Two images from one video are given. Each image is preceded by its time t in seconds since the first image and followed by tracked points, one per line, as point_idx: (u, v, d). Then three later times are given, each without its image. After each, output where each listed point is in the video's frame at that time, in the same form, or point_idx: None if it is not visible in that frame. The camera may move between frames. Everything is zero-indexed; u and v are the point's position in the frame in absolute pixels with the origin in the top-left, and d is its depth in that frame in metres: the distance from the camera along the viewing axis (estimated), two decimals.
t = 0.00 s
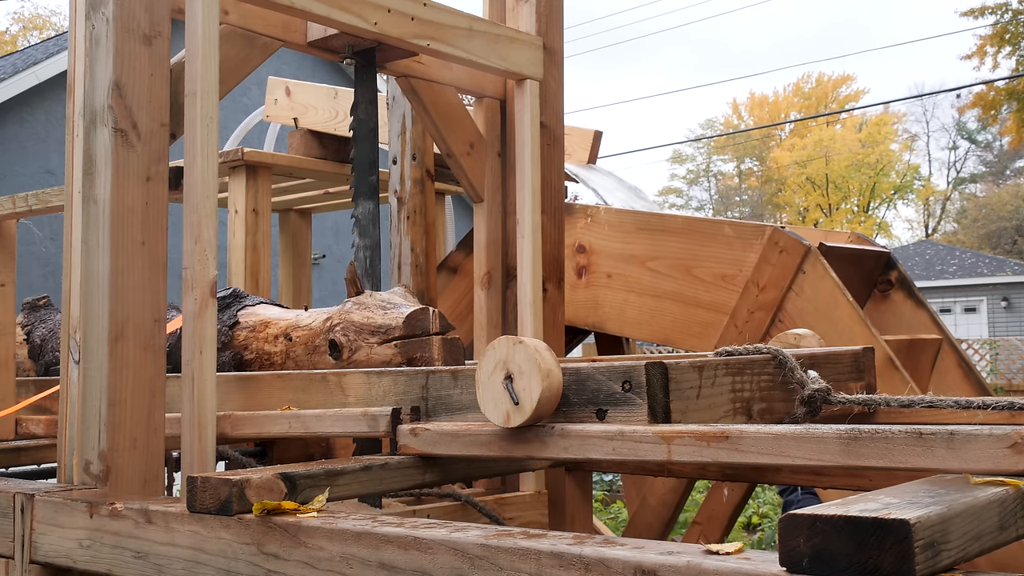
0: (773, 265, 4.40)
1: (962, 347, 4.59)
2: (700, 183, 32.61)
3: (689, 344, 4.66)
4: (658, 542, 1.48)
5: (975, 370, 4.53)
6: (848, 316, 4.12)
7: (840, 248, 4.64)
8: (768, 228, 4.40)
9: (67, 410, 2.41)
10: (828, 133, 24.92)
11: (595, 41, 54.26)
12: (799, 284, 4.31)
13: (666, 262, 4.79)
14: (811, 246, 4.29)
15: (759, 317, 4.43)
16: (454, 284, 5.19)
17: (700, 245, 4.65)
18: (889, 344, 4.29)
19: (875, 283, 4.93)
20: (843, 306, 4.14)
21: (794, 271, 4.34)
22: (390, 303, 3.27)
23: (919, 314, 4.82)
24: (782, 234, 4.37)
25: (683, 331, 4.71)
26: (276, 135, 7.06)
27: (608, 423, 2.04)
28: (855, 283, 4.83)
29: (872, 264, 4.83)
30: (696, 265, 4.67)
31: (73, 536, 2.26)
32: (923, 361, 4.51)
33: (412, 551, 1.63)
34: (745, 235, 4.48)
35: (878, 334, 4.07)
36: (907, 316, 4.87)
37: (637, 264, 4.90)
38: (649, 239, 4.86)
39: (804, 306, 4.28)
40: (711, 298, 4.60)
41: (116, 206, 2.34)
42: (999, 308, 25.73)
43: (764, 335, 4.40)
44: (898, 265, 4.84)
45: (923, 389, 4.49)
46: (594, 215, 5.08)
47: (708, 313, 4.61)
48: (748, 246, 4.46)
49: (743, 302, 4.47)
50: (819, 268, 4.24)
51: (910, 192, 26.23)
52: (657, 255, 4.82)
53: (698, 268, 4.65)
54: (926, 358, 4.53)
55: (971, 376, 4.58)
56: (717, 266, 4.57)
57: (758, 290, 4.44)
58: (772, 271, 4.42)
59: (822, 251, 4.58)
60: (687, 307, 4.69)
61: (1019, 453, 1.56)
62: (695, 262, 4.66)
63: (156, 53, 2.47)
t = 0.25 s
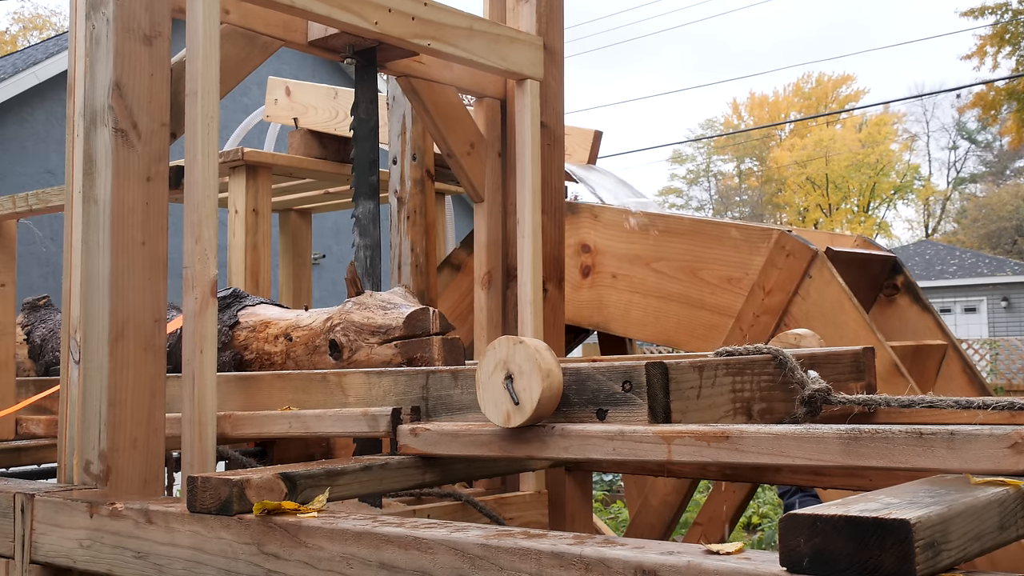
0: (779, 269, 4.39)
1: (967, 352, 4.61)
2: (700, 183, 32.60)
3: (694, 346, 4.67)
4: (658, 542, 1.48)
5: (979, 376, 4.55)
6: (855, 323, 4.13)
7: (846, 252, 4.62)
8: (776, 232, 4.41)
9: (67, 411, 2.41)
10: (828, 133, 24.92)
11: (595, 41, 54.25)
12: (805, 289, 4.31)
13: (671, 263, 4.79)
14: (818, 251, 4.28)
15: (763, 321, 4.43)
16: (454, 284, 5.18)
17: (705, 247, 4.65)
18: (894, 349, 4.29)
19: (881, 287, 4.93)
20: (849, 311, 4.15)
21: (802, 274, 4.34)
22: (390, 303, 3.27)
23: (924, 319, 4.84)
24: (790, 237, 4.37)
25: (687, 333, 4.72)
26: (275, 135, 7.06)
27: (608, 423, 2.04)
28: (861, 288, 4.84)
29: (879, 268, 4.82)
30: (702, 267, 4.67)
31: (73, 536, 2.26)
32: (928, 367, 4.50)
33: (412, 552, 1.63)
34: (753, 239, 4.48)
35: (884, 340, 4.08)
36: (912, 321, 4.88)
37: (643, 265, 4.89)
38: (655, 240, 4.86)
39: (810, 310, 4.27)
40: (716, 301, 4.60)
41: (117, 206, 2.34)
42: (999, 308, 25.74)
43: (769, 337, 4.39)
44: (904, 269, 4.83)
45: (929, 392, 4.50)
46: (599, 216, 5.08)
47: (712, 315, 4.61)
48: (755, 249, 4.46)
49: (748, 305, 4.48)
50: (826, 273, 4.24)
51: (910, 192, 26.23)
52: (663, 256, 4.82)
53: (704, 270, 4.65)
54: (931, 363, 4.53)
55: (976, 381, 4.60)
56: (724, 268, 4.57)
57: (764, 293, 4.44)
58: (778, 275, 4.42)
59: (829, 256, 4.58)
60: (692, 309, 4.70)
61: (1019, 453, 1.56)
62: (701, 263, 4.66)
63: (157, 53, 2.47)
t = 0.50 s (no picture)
0: (782, 270, 4.37)
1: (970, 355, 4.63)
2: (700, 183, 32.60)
3: (698, 348, 4.67)
4: (658, 542, 1.48)
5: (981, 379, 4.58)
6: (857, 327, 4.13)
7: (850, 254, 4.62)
8: (779, 233, 4.39)
9: (67, 411, 2.41)
10: (828, 133, 24.92)
11: (595, 41, 54.23)
12: (808, 291, 4.28)
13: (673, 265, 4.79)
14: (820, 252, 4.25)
15: (765, 323, 4.42)
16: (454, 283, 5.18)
17: (709, 249, 4.66)
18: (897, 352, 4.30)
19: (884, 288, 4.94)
20: (853, 315, 4.14)
21: (805, 276, 4.30)
22: (390, 303, 3.26)
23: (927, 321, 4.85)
24: (792, 239, 4.35)
25: (691, 335, 4.73)
26: (275, 135, 7.06)
27: (607, 423, 2.03)
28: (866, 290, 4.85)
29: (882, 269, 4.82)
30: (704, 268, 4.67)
31: (73, 536, 2.26)
32: (929, 370, 4.52)
33: (412, 552, 1.63)
34: (756, 240, 4.47)
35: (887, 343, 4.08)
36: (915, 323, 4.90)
37: (646, 266, 4.90)
38: (659, 240, 4.86)
39: (814, 313, 4.25)
40: (718, 302, 4.60)
41: (117, 206, 2.34)
42: (999, 308, 25.75)
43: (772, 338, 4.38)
44: (908, 271, 4.82)
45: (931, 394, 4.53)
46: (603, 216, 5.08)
47: (715, 316, 4.61)
48: (759, 250, 4.45)
49: (751, 306, 4.46)
50: (830, 275, 4.22)
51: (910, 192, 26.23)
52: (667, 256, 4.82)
53: (706, 271, 4.66)
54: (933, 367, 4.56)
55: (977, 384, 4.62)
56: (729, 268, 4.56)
57: (767, 295, 4.41)
58: (781, 277, 4.39)
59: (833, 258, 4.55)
60: (695, 311, 4.70)
61: (1019, 453, 1.55)
62: (705, 265, 4.66)
63: (156, 53, 2.47)
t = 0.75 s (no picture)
0: (782, 271, 4.37)
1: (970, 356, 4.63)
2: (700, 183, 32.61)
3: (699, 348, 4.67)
4: (658, 542, 1.48)
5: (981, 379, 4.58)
6: (857, 328, 4.14)
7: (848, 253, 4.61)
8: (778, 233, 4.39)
9: (67, 411, 2.41)
10: (828, 133, 24.92)
11: (595, 41, 54.23)
12: (807, 291, 4.29)
13: (674, 265, 4.80)
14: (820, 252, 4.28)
15: (765, 323, 4.42)
16: (454, 283, 5.18)
17: (710, 249, 4.66)
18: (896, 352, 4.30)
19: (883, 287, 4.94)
20: (853, 315, 4.15)
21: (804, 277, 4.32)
22: (390, 303, 3.26)
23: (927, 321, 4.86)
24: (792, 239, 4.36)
25: (691, 335, 4.73)
26: (276, 135, 7.06)
27: (608, 423, 2.03)
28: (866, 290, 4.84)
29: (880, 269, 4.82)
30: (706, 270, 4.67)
31: (73, 536, 2.26)
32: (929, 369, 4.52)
33: (412, 552, 1.63)
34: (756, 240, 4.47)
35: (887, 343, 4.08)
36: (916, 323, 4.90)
37: (646, 266, 4.89)
38: (659, 241, 4.86)
39: (813, 313, 4.25)
40: (719, 302, 4.60)
41: (117, 206, 2.34)
42: (999, 308, 25.76)
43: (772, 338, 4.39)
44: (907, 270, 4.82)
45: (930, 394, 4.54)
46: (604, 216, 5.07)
47: (715, 317, 4.61)
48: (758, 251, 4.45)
49: (750, 306, 4.47)
50: (829, 275, 4.24)
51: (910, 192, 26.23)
52: (668, 256, 4.82)
53: (707, 271, 4.66)
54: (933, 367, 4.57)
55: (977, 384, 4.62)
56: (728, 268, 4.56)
57: (766, 295, 4.42)
58: (780, 278, 4.39)
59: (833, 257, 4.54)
60: (695, 311, 4.70)
61: (1019, 453, 1.55)
62: (707, 266, 4.66)
63: (157, 53, 2.47)
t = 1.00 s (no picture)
0: (783, 271, 4.39)
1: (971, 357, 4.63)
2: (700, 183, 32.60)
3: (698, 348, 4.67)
4: (659, 543, 1.48)
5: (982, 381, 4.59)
6: (858, 329, 4.14)
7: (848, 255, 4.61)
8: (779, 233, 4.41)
9: (67, 411, 2.41)
10: (828, 133, 24.91)
11: (595, 41, 54.20)
12: (809, 292, 4.30)
13: (675, 265, 4.80)
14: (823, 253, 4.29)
15: (766, 324, 4.44)
16: (454, 283, 5.18)
17: (712, 250, 4.67)
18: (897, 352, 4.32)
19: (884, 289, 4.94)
20: (854, 316, 4.15)
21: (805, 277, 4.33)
22: (390, 303, 3.26)
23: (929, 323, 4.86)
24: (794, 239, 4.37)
25: (692, 336, 4.73)
26: (276, 135, 7.06)
27: (608, 423, 2.04)
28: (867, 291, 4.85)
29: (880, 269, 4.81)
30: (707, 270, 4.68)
31: (73, 536, 2.26)
32: (930, 370, 4.52)
33: (412, 552, 1.63)
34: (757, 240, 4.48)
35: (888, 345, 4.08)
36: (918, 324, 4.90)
37: (647, 266, 4.89)
38: (661, 241, 4.86)
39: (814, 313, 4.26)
40: (719, 303, 4.61)
41: (117, 206, 2.34)
42: (999, 308, 25.75)
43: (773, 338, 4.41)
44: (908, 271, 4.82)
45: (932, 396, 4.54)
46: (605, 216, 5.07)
47: (716, 317, 4.62)
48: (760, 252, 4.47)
49: (752, 306, 4.49)
50: (830, 276, 4.24)
51: (910, 192, 26.22)
52: (670, 256, 4.82)
53: (708, 272, 4.67)
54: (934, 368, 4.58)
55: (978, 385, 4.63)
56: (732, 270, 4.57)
57: (768, 295, 4.44)
58: (781, 278, 4.41)
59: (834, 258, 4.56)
60: (696, 311, 4.71)
61: (1019, 453, 1.55)
62: (708, 267, 4.67)
63: (157, 53, 2.47)
